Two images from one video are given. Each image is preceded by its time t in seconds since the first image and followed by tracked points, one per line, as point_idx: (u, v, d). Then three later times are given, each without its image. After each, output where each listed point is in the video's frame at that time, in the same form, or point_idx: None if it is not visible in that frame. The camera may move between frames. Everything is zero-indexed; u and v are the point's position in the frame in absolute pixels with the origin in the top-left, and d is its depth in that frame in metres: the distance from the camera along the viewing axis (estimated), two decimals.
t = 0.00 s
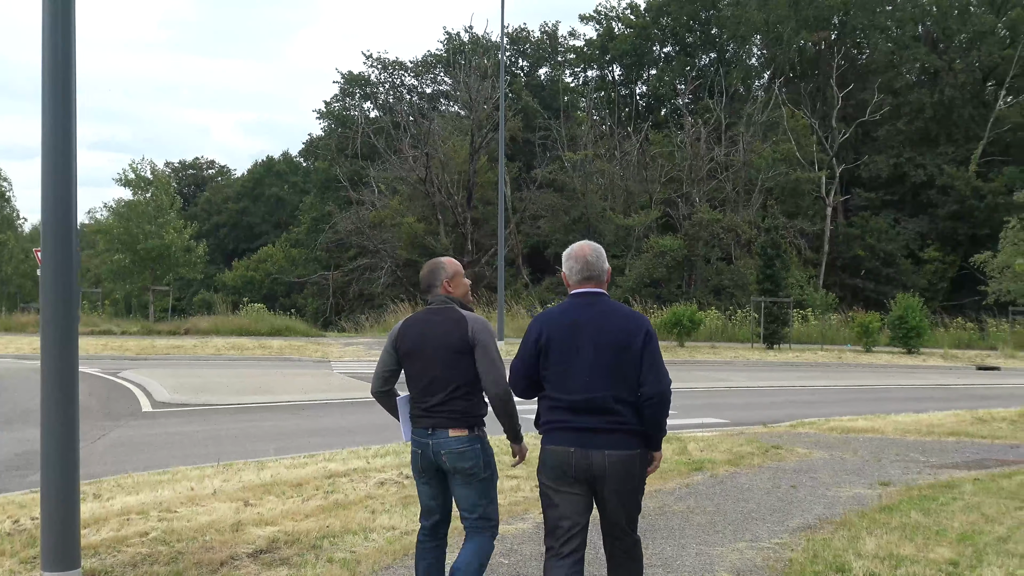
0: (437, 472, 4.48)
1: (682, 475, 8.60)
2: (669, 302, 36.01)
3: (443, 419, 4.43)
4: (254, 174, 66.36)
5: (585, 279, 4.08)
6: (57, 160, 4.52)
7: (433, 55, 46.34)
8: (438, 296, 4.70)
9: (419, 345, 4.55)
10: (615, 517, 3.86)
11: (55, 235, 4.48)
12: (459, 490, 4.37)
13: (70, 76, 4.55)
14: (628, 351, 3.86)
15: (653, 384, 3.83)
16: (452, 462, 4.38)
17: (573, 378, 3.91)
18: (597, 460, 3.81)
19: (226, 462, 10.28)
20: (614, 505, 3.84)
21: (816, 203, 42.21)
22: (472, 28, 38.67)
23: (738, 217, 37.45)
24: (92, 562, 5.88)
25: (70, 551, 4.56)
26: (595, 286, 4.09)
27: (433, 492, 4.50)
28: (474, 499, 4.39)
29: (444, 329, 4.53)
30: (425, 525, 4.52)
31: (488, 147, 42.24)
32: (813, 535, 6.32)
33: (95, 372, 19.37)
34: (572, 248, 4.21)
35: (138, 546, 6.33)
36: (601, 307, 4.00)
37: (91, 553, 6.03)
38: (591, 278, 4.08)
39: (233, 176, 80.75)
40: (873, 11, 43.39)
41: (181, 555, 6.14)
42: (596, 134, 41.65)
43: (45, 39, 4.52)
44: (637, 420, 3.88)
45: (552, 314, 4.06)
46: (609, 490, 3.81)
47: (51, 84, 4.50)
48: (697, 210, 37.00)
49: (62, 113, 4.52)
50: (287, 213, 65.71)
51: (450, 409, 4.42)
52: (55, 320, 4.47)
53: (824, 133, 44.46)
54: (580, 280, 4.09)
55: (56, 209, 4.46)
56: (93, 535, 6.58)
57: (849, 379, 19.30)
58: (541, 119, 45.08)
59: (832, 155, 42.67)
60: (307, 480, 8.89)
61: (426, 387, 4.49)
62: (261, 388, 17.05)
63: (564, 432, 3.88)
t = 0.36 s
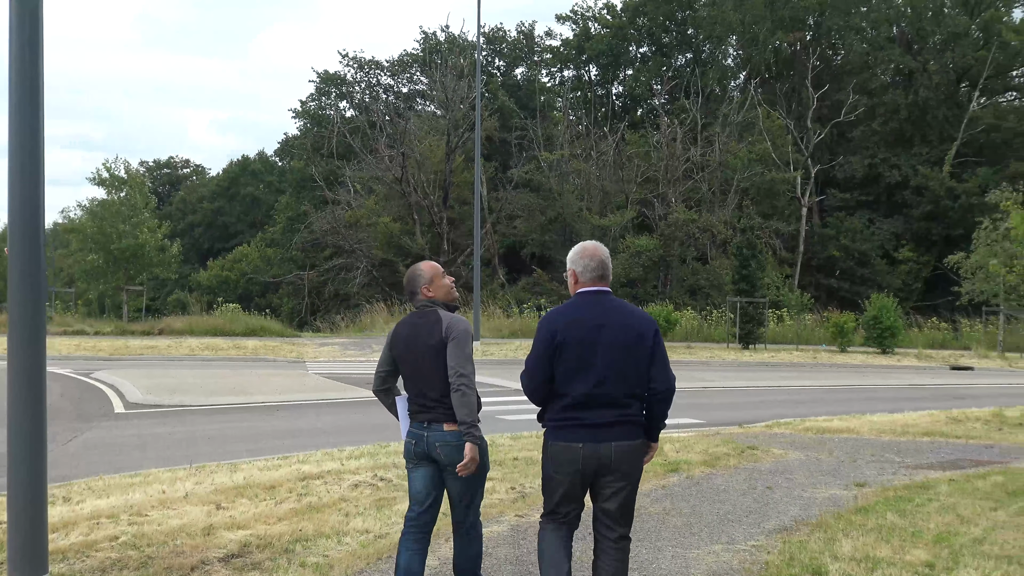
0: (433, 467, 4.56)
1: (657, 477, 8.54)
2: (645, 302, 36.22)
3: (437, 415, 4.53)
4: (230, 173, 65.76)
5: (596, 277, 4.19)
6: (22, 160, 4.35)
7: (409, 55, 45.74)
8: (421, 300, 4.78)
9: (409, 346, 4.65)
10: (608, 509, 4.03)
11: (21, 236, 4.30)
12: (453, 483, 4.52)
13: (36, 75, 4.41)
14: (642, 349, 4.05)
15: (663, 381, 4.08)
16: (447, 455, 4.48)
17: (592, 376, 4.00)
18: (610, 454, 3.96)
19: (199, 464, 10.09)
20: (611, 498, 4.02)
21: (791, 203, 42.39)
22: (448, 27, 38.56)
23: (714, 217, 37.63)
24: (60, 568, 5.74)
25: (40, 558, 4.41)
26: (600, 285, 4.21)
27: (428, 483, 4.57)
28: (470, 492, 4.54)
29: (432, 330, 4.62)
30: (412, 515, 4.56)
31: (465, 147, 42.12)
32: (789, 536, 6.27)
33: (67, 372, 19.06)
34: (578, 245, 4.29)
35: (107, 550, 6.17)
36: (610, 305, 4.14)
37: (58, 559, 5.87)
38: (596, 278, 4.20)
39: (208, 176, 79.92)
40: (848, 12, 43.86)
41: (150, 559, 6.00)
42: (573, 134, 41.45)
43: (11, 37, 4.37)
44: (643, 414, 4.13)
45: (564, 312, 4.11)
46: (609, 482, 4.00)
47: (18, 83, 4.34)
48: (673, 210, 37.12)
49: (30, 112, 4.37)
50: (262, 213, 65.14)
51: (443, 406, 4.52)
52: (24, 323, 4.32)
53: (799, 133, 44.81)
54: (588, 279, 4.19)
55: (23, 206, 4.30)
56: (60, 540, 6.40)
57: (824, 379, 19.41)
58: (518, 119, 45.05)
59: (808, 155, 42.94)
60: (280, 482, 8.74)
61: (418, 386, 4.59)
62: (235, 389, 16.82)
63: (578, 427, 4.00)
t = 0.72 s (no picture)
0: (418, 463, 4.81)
1: (625, 477, 8.50)
2: (610, 302, 36.41)
3: (420, 415, 4.74)
4: (193, 173, 64.82)
5: (572, 284, 4.31)
6: None
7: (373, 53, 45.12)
8: (413, 304, 5.00)
9: (399, 348, 4.87)
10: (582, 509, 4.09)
11: None
12: (433, 480, 4.70)
13: None
14: (614, 350, 4.15)
15: (634, 382, 4.16)
16: (428, 452, 4.69)
17: (562, 374, 4.12)
18: (581, 450, 4.07)
19: (162, 466, 9.84)
20: (585, 495, 4.09)
21: (755, 203, 42.66)
22: (412, 26, 38.37)
23: (679, 218, 37.81)
24: None
25: None
26: (575, 291, 4.32)
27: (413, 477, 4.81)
28: (448, 489, 4.71)
29: (418, 332, 4.83)
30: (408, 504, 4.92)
31: (430, 147, 41.87)
32: (757, 538, 6.24)
33: (25, 373, 18.57)
34: (556, 253, 4.42)
35: (67, 557, 5.97)
36: (584, 309, 4.25)
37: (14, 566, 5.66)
38: (574, 284, 4.32)
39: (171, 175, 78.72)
40: (812, 13, 43.91)
41: (111, 566, 5.80)
42: (538, 134, 41.71)
43: None
44: (615, 413, 4.20)
45: (538, 317, 4.24)
46: (583, 478, 4.08)
47: None
48: (638, 210, 37.26)
49: None
50: (226, 212, 64.24)
51: (425, 406, 4.73)
52: None
53: (764, 133, 45.18)
54: (563, 285, 4.31)
55: None
56: (18, 547, 6.18)
57: (788, 379, 19.56)
58: (483, 118, 44.91)
59: (771, 156, 43.32)
60: (244, 485, 8.54)
61: (406, 387, 4.80)
62: (199, 389, 16.50)
63: (552, 424, 4.13)
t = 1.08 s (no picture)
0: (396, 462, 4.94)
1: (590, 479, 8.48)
2: (573, 302, 36.52)
3: (395, 414, 4.88)
4: (151, 171, 63.67)
5: (535, 290, 4.36)
6: None
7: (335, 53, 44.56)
8: (387, 308, 5.16)
9: (373, 351, 5.03)
10: (560, 506, 4.15)
11: None
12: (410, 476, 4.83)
13: None
14: (569, 353, 4.14)
15: (593, 384, 4.13)
16: (403, 450, 4.83)
17: (522, 378, 4.20)
18: (541, 452, 4.12)
19: (121, 469, 9.60)
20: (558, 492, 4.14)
21: (716, 204, 43.01)
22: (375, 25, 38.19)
23: (640, 218, 38.02)
24: None
25: None
26: (542, 296, 4.37)
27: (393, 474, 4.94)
28: (427, 483, 4.82)
29: (390, 336, 4.98)
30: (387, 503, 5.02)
31: (392, 146, 41.56)
32: (724, 540, 6.23)
33: None
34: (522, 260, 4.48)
35: (23, 563, 5.78)
36: (544, 314, 4.28)
37: None
38: (539, 290, 4.36)
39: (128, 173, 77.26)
40: (772, 14, 44.15)
41: (69, 573, 5.63)
42: (500, 134, 41.81)
43: None
44: (579, 416, 4.18)
45: (503, 322, 4.36)
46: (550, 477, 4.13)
47: None
48: (600, 210, 37.42)
49: None
50: (185, 211, 63.21)
51: (399, 406, 4.87)
52: None
53: (724, 134, 45.58)
54: (528, 290, 4.36)
55: None
56: None
57: (749, 379, 19.75)
58: (445, 117, 44.73)
59: (732, 157, 43.71)
60: (205, 487, 8.34)
61: (381, 389, 4.95)
62: (158, 390, 16.16)
63: (515, 427, 4.23)
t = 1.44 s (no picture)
0: (378, 455, 5.06)
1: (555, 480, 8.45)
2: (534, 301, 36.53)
3: (385, 407, 5.02)
4: (107, 169, 62.44)
5: (512, 291, 4.40)
6: None
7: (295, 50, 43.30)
8: (376, 304, 5.26)
9: (361, 345, 5.14)
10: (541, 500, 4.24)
11: None
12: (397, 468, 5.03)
13: None
14: (553, 350, 4.25)
15: (573, 381, 4.25)
16: (394, 442, 4.99)
17: (507, 376, 4.25)
18: (528, 447, 4.17)
19: (79, 471, 9.36)
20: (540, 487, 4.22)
21: (676, 203, 43.32)
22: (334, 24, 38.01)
23: (601, 217, 38.20)
24: None
25: None
26: (520, 297, 4.42)
27: (375, 468, 5.05)
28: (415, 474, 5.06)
29: (382, 331, 5.12)
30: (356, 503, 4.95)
31: (352, 145, 41.23)
32: (691, 540, 6.21)
33: None
34: (500, 262, 4.52)
35: None
36: (524, 314, 4.36)
37: None
38: (516, 291, 4.40)
39: (84, 172, 75.70)
40: (730, 14, 44.47)
41: None
42: (460, 133, 41.75)
43: None
44: (559, 412, 4.29)
45: (483, 322, 4.39)
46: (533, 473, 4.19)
47: None
48: (560, 210, 37.58)
49: None
50: (143, 209, 62.09)
51: (389, 400, 5.03)
52: None
53: (684, 133, 45.89)
54: (506, 291, 4.40)
55: None
56: None
57: (710, 378, 19.92)
58: (405, 117, 44.56)
59: (691, 156, 44.11)
60: (166, 490, 8.16)
61: (369, 383, 5.06)
62: (115, 391, 15.82)
63: (498, 423, 4.24)
